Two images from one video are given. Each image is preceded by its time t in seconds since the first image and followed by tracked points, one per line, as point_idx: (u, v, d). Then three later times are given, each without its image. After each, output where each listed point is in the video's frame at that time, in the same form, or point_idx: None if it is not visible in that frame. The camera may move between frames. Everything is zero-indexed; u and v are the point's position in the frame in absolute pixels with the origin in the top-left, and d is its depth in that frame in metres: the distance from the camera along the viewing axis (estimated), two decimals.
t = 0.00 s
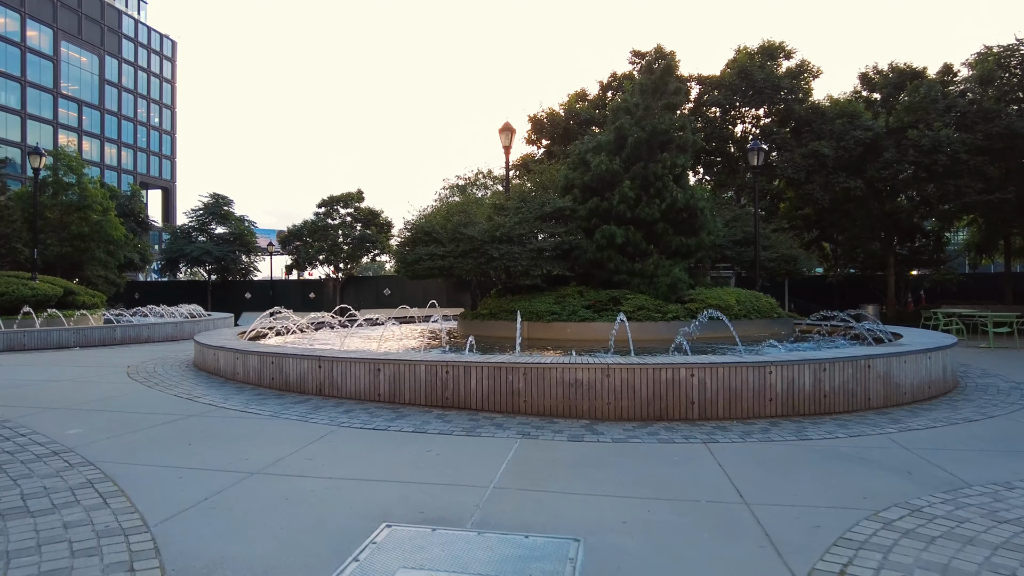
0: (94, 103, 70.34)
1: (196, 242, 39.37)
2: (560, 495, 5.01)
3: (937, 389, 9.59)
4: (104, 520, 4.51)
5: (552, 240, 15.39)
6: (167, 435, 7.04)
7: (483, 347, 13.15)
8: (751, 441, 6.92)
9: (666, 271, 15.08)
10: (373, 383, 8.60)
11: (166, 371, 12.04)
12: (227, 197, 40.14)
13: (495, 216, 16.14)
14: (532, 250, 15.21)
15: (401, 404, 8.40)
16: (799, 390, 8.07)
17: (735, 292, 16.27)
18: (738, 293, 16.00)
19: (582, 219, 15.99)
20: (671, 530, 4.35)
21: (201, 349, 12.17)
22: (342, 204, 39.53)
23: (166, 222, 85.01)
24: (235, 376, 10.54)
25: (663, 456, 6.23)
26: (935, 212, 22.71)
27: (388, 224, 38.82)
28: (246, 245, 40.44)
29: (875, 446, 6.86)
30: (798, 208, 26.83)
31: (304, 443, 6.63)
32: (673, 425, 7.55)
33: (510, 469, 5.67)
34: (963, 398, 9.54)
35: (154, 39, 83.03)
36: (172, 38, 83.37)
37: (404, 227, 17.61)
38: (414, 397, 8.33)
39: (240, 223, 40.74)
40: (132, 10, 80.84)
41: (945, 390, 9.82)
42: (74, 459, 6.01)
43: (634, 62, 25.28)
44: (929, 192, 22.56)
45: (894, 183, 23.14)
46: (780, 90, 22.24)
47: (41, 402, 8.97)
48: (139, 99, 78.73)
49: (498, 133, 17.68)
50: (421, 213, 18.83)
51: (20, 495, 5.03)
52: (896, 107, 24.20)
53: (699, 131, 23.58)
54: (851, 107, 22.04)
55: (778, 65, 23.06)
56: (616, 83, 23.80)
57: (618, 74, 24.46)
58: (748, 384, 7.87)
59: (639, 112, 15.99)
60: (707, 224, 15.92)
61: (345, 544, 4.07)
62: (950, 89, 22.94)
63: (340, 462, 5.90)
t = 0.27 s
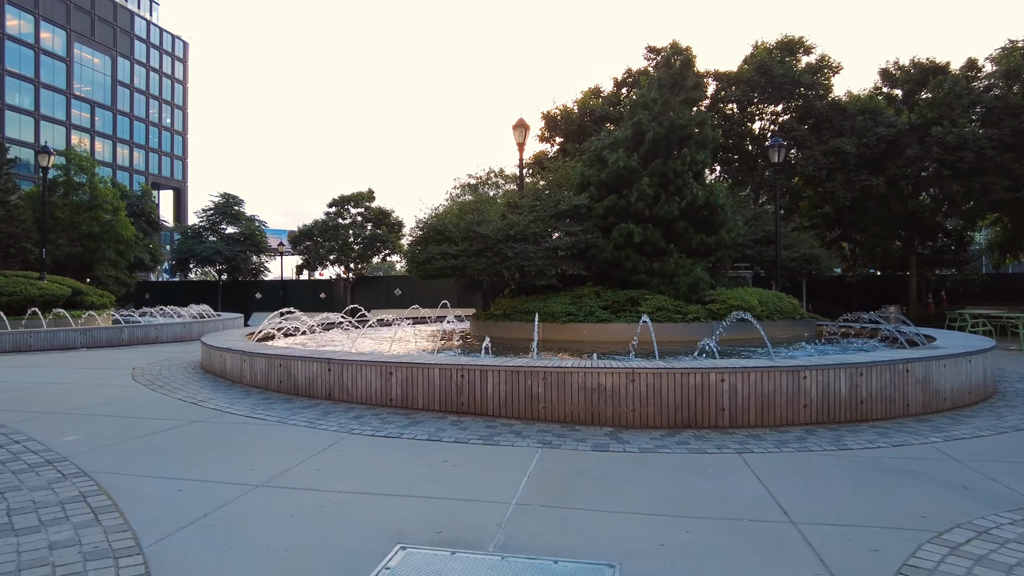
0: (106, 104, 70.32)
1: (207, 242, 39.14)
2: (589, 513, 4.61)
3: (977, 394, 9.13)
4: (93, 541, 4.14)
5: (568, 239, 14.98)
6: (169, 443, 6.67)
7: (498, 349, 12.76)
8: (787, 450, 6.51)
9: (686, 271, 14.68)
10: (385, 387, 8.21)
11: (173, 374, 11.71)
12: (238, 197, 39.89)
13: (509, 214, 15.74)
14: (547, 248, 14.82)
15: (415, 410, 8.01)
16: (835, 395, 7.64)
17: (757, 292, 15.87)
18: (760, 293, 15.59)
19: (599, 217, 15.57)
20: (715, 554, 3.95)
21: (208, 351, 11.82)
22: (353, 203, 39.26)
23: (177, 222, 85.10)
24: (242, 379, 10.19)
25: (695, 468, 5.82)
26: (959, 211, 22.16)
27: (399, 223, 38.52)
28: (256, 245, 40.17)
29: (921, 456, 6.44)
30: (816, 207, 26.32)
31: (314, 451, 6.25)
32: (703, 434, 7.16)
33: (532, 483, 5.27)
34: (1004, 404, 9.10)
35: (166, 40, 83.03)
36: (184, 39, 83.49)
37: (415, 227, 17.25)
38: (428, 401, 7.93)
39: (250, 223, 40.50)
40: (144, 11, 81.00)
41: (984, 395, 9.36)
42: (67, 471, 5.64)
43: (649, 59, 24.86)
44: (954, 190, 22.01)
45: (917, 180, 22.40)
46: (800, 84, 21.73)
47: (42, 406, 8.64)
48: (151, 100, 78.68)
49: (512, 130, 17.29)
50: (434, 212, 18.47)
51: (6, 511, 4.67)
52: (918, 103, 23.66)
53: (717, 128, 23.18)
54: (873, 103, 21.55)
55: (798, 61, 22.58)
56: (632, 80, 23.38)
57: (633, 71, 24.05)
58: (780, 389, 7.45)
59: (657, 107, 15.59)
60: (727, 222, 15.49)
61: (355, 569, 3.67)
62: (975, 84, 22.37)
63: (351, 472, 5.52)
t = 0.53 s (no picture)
0: (120, 106, 70.37)
1: (217, 242, 38.89)
2: (619, 537, 4.17)
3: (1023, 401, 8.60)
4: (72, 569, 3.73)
5: (585, 237, 14.51)
6: (165, 452, 6.27)
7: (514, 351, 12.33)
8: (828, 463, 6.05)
9: (707, 271, 14.24)
10: (395, 392, 7.79)
11: (177, 377, 11.34)
12: (249, 197, 39.61)
13: (523, 212, 15.30)
14: (563, 247, 14.35)
15: (426, 416, 7.57)
16: (875, 402, 7.14)
17: (781, 293, 15.41)
18: (784, 294, 15.12)
19: (616, 215, 15.10)
20: None
21: (213, 353, 11.45)
22: (364, 203, 38.93)
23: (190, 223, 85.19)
24: (248, 383, 9.81)
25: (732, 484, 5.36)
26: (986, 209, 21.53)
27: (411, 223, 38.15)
28: (268, 245, 39.86)
29: (974, 469, 5.98)
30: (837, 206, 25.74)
31: (319, 463, 5.82)
32: (735, 444, 6.68)
33: (556, 501, 4.84)
34: None
35: (178, 42, 83.08)
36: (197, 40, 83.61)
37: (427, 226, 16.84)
38: (440, 408, 7.50)
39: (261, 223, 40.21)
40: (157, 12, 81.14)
41: None
42: (54, 484, 5.24)
43: (666, 54, 24.37)
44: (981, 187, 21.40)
45: (942, 177, 21.11)
46: (823, 79, 21.21)
47: (37, 412, 8.28)
48: (164, 102, 78.72)
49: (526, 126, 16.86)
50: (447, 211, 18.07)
51: None
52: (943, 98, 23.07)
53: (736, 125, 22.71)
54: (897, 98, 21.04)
55: (819, 55, 22.03)
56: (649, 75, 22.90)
57: (650, 66, 23.57)
58: (816, 396, 6.98)
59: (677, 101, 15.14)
60: (750, 220, 15.00)
61: None
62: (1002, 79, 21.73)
63: (359, 488, 5.09)
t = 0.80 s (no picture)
0: (133, 107, 70.40)
1: (229, 242, 38.66)
2: (660, 566, 3.76)
3: None
4: None
5: (603, 236, 14.09)
6: (165, 464, 5.89)
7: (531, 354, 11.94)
8: (876, 479, 5.62)
9: (731, 271, 13.80)
10: (409, 399, 7.40)
11: (183, 380, 10.99)
12: (261, 197, 39.34)
13: (539, 210, 14.88)
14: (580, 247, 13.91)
15: (441, 425, 7.18)
16: (922, 411, 6.68)
17: (806, 293, 14.97)
18: (809, 295, 14.67)
19: (635, 213, 14.65)
20: None
21: (222, 356, 11.10)
22: (376, 203, 38.60)
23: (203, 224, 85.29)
24: (256, 388, 9.44)
25: (776, 505, 4.93)
26: (1014, 207, 20.93)
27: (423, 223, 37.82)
28: (280, 246, 39.60)
29: None
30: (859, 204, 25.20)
31: (328, 477, 5.42)
32: (773, 456, 6.22)
33: (586, 524, 4.41)
34: None
35: (191, 43, 83.15)
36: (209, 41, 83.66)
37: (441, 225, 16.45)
38: (456, 416, 7.11)
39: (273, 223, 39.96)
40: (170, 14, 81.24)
41: None
42: (43, 501, 4.86)
43: (683, 50, 23.91)
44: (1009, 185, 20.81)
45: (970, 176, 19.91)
46: (846, 74, 20.76)
47: (36, 418, 7.92)
48: (177, 102, 78.75)
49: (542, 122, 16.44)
50: (461, 210, 17.70)
51: None
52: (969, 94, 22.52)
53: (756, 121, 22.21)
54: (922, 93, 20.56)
55: (841, 49, 21.51)
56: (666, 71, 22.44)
57: (667, 62, 23.11)
58: (859, 404, 6.52)
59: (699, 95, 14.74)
60: (773, 218, 14.53)
61: None
62: None
63: (371, 507, 4.69)
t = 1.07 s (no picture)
0: (146, 107, 70.41)
1: (241, 242, 38.47)
2: None
3: None
4: None
5: (623, 234, 13.68)
6: (167, 477, 5.53)
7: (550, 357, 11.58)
8: (931, 494, 5.21)
9: (755, 270, 13.38)
10: (424, 406, 7.02)
11: (192, 383, 10.68)
12: (273, 196, 39.14)
13: (556, 208, 14.50)
14: (599, 246, 13.49)
15: (458, 434, 6.80)
16: (975, 421, 6.23)
17: (832, 294, 14.53)
18: (835, 295, 14.23)
19: (655, 211, 14.23)
20: None
21: (231, 359, 10.78)
22: (388, 203, 38.31)
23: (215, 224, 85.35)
24: (265, 392, 9.09)
25: (827, 525, 4.53)
26: None
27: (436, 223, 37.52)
28: (292, 246, 39.41)
29: None
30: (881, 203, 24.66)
31: (339, 492, 5.04)
32: (816, 469, 5.80)
33: (622, 548, 4.03)
34: None
35: (204, 44, 83.27)
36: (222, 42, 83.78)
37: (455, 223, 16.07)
38: (475, 424, 6.73)
39: (286, 223, 39.77)
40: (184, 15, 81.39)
41: None
42: (34, 519, 4.50)
43: (702, 45, 23.47)
44: None
45: (1000, 173, 19.21)
46: (870, 68, 20.27)
47: (35, 425, 7.59)
48: (190, 103, 78.75)
49: (559, 118, 16.05)
50: (475, 208, 17.36)
51: None
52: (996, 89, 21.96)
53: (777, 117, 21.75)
54: (949, 88, 20.07)
55: (865, 42, 21.01)
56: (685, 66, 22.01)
57: (686, 57, 22.68)
58: (907, 414, 6.09)
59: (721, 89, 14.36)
60: (799, 216, 14.10)
61: None
62: None
63: (387, 527, 4.32)
